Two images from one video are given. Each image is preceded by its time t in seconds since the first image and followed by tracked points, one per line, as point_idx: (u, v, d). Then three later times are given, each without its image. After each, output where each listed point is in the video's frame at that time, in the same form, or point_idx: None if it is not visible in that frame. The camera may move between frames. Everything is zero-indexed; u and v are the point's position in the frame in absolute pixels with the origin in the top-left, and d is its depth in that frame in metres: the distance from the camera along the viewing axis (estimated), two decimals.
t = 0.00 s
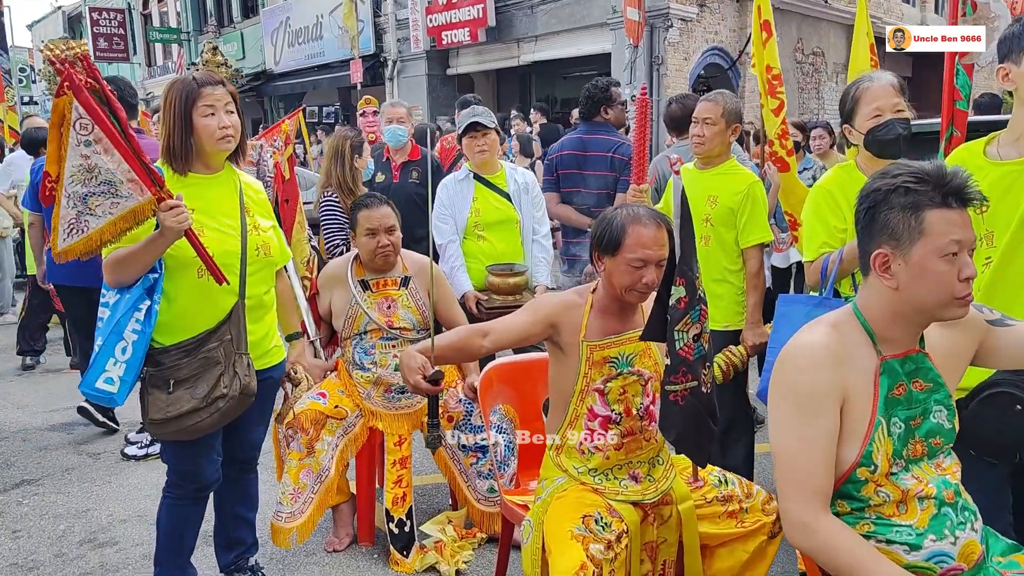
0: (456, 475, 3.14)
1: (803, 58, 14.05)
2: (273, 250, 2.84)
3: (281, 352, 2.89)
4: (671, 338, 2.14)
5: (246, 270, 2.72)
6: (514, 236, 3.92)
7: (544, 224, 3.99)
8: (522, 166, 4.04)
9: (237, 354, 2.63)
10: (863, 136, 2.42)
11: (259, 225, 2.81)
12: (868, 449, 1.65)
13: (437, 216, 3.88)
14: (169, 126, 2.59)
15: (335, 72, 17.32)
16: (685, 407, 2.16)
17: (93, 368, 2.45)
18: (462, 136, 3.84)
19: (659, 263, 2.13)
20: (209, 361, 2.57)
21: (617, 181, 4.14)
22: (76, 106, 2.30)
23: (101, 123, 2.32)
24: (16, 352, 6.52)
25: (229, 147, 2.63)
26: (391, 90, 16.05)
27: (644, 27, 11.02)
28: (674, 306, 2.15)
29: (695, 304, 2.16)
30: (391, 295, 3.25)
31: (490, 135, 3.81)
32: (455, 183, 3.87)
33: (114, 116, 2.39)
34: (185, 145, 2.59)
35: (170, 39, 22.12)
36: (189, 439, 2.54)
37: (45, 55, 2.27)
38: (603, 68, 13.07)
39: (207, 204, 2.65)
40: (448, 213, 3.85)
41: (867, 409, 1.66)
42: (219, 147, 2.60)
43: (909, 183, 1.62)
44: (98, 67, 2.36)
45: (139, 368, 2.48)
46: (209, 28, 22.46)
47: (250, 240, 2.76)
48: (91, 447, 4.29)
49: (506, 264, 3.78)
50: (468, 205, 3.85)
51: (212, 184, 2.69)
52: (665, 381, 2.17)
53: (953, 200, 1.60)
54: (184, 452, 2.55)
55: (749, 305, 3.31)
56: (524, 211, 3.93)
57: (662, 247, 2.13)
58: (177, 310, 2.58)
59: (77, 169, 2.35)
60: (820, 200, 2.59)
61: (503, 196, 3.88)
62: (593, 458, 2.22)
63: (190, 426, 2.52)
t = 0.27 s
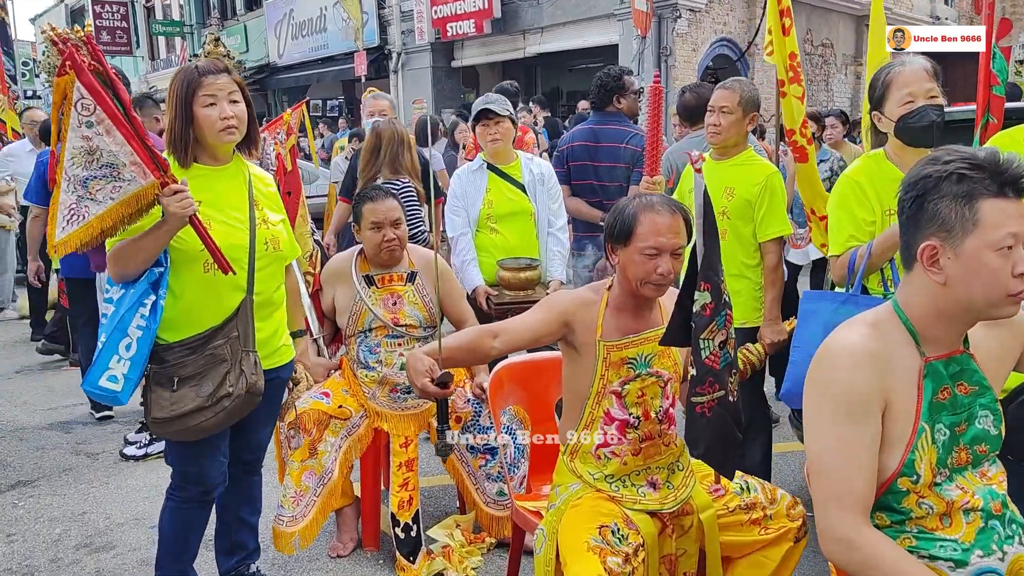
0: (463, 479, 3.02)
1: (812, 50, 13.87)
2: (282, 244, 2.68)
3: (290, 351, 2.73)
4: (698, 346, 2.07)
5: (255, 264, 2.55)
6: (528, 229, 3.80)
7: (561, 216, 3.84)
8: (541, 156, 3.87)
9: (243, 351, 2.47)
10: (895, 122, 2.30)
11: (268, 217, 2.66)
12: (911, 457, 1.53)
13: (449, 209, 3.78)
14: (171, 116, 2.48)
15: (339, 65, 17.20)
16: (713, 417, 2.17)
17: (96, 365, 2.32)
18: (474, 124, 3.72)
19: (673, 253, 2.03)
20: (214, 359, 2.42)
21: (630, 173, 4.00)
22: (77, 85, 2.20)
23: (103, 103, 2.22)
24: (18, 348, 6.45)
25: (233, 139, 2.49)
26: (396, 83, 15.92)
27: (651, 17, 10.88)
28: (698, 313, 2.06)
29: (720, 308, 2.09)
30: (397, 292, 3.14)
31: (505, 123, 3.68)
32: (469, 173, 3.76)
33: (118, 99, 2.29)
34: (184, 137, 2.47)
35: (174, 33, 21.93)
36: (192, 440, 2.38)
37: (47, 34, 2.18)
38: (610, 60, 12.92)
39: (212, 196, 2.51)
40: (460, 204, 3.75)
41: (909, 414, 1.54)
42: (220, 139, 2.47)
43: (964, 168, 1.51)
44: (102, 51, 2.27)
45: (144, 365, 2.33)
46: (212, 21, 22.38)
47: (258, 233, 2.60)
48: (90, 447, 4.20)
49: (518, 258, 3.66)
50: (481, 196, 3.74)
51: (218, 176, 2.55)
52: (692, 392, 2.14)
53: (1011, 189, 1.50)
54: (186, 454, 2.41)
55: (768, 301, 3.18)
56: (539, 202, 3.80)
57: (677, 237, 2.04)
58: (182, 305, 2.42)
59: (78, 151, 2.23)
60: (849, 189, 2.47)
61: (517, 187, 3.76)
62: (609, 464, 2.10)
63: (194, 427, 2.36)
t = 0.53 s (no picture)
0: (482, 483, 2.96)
1: (835, 44, 13.62)
2: (299, 243, 2.60)
3: (305, 352, 2.65)
4: (724, 350, 1.86)
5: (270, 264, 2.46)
6: (555, 225, 3.67)
7: (590, 212, 3.73)
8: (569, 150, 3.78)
9: (255, 353, 2.35)
10: (940, 117, 2.18)
11: (285, 215, 2.57)
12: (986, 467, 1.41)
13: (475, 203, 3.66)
14: (187, 112, 2.38)
15: (357, 59, 17.15)
16: (744, 427, 1.89)
17: (103, 364, 2.19)
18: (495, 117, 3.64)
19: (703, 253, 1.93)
20: (225, 360, 2.30)
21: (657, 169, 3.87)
22: (106, 71, 2.12)
23: (131, 90, 2.14)
24: (35, 344, 6.44)
25: (250, 135, 2.39)
26: (413, 78, 15.84)
27: (672, 10, 10.71)
28: (725, 314, 1.86)
29: (750, 309, 1.88)
30: (414, 291, 3.05)
31: (523, 117, 3.60)
32: (496, 167, 3.65)
33: (144, 88, 2.23)
34: (201, 131, 2.37)
35: (193, 28, 22.00)
36: (200, 443, 2.26)
37: (83, 16, 2.12)
38: (630, 53, 12.75)
39: (227, 193, 2.41)
40: (486, 198, 3.63)
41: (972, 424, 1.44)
42: (238, 135, 2.37)
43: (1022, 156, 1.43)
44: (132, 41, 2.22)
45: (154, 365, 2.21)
46: (231, 16, 22.42)
47: (275, 231, 2.51)
48: (103, 446, 4.16)
49: (542, 255, 3.58)
50: (508, 190, 3.62)
51: (232, 171, 2.45)
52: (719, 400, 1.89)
53: None
54: (194, 457, 2.30)
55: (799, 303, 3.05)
56: (567, 198, 3.67)
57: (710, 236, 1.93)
58: (195, 304, 2.32)
59: (101, 138, 2.15)
60: (889, 186, 2.33)
61: (544, 180, 3.64)
62: (636, 475, 1.99)
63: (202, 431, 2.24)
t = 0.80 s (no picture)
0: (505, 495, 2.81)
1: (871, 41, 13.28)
2: (318, 243, 2.48)
3: (324, 356, 2.54)
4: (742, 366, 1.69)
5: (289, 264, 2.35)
6: (585, 224, 3.55)
7: (626, 208, 3.56)
8: (604, 144, 3.64)
9: (271, 359, 2.25)
10: (1006, 113, 2.02)
11: (304, 213, 2.45)
12: None
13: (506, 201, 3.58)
14: (204, 105, 2.28)
15: (384, 56, 17.12)
16: (761, 450, 1.70)
17: (114, 368, 2.10)
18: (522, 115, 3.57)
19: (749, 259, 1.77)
20: (240, 366, 2.19)
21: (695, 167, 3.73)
22: (125, 60, 2.03)
23: (149, 80, 2.04)
24: (61, 338, 6.44)
25: (268, 131, 2.28)
26: (439, 75, 15.77)
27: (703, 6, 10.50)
28: (747, 327, 1.69)
29: (775, 325, 1.69)
30: (437, 293, 2.92)
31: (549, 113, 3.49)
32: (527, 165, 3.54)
33: (164, 79, 2.10)
34: (217, 126, 2.27)
35: (222, 25, 22.14)
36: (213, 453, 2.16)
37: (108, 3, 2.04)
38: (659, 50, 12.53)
39: (243, 189, 2.31)
40: (518, 196, 3.54)
41: None
42: (255, 131, 2.26)
43: None
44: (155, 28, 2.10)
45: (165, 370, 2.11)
46: (260, 13, 22.52)
47: (293, 230, 2.39)
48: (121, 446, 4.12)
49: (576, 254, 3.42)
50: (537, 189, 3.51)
51: (250, 167, 2.34)
52: (736, 418, 1.71)
53: None
54: (205, 466, 2.20)
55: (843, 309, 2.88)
56: (598, 197, 3.53)
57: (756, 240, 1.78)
58: (208, 306, 2.20)
59: (120, 128, 2.06)
60: (951, 187, 2.16)
61: (576, 178, 3.52)
62: (671, 496, 1.84)
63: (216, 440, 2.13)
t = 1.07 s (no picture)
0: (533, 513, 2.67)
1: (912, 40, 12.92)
2: (342, 246, 2.36)
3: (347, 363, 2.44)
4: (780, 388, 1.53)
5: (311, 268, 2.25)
6: (623, 227, 3.46)
7: (664, 211, 3.42)
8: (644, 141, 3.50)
9: (292, 367, 2.14)
10: None
11: (328, 215, 2.34)
12: None
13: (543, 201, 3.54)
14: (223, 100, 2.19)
15: (414, 55, 17.06)
16: (796, 479, 1.53)
17: (131, 376, 2.00)
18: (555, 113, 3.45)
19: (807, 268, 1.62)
20: (260, 374, 2.09)
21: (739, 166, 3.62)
22: (151, 51, 1.93)
23: (176, 72, 1.94)
24: (88, 335, 6.43)
25: (290, 127, 2.18)
26: (469, 74, 15.67)
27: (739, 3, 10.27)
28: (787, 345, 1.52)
29: (821, 343, 1.52)
30: (464, 299, 2.81)
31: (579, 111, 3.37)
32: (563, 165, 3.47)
33: (190, 74, 2.02)
34: (236, 122, 2.18)
35: (254, 23, 22.26)
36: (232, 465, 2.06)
37: None
38: (692, 48, 12.32)
39: (265, 189, 2.21)
40: (553, 197, 3.49)
41: None
42: (277, 128, 2.17)
43: None
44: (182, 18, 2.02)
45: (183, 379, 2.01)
46: (292, 12, 22.61)
47: (316, 232, 2.29)
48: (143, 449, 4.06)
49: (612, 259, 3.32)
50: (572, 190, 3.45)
51: (271, 167, 2.24)
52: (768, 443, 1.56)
53: None
54: (222, 480, 2.10)
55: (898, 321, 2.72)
56: (636, 196, 3.42)
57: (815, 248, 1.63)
58: (229, 310, 2.10)
59: (145, 123, 1.95)
60: None
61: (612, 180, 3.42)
62: (715, 526, 1.69)
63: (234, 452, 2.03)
